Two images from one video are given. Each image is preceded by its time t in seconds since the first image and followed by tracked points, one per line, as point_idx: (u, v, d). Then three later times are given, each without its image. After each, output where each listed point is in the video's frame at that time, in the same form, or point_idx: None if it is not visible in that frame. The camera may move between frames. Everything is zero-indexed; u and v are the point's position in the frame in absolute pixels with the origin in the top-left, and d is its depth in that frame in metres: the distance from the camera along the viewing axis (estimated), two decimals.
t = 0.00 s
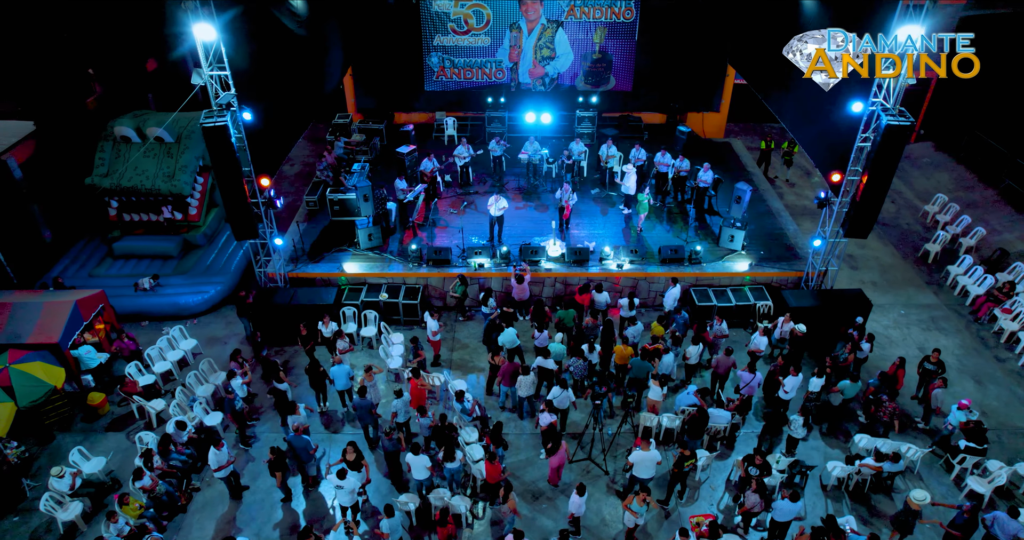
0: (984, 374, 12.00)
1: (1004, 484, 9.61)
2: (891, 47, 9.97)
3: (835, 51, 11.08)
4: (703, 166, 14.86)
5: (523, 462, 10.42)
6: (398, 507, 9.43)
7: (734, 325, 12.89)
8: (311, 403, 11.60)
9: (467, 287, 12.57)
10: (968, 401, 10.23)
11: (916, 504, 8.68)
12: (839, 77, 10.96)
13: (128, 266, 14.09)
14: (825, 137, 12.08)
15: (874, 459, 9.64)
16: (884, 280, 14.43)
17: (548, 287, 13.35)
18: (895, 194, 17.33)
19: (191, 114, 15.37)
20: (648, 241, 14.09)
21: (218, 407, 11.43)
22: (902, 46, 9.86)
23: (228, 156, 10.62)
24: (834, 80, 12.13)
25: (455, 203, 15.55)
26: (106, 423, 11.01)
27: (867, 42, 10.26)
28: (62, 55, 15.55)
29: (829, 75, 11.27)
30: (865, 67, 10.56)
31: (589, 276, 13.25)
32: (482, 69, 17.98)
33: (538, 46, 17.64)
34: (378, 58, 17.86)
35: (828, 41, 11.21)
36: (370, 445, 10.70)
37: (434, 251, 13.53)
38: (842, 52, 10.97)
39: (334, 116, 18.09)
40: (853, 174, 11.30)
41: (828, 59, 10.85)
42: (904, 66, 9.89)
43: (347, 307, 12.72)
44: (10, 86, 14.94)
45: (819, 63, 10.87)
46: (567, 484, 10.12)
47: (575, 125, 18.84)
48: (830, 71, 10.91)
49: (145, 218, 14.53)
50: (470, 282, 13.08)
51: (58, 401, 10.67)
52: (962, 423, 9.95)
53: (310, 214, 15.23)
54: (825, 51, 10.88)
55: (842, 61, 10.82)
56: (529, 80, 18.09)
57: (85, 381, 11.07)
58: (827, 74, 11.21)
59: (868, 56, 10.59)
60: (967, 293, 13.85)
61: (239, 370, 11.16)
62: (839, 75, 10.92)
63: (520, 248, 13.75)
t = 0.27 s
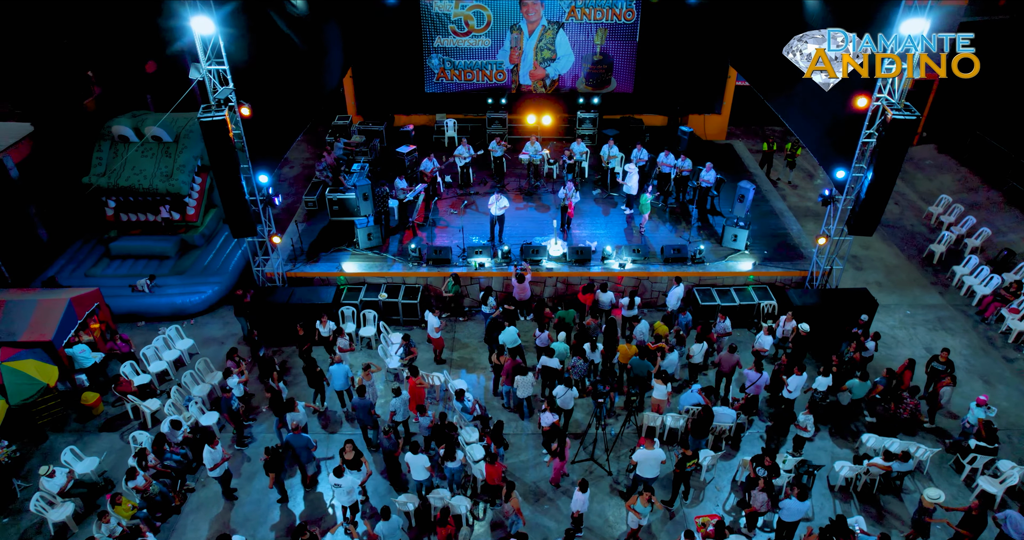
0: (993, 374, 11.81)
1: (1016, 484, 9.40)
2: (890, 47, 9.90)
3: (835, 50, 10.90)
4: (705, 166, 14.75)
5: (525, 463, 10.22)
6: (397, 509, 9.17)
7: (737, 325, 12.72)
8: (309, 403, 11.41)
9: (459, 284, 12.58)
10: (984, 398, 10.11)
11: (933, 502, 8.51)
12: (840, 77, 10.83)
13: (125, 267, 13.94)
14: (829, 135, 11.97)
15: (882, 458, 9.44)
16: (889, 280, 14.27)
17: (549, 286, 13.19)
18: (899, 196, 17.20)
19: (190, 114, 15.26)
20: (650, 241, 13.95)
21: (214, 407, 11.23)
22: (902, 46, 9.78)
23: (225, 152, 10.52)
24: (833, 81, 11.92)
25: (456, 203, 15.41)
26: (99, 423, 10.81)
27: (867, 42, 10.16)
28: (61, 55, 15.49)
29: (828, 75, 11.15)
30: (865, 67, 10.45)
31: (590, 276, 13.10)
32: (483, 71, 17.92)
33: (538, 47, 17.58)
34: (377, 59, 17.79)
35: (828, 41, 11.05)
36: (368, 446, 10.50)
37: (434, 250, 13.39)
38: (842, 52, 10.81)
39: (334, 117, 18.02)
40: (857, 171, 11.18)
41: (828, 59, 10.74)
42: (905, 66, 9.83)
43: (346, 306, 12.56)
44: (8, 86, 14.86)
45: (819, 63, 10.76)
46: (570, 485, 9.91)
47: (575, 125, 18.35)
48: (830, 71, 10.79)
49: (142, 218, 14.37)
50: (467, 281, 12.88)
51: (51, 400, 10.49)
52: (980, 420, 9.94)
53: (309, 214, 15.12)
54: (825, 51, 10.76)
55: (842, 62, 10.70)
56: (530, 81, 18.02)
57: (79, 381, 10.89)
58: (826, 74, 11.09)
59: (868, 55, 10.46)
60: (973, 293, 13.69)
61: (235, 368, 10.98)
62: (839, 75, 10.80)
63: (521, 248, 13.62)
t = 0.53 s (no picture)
0: (1001, 376, 11.63)
1: None
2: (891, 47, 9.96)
3: (835, 51, 10.64)
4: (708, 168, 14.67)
5: (527, 466, 10.02)
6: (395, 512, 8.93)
7: (741, 327, 12.57)
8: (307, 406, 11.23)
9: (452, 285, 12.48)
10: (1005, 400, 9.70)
11: (948, 501, 8.30)
12: (840, 78, 10.54)
13: (122, 269, 13.81)
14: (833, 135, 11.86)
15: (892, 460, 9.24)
16: (894, 283, 14.12)
17: (551, 288, 13.05)
18: (902, 199, 17.07)
19: (189, 116, 15.15)
20: (653, 243, 13.82)
21: (211, 410, 11.05)
22: (903, 47, 9.83)
23: (224, 152, 10.41)
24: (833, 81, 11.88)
25: (457, 206, 15.28)
26: (94, 426, 10.62)
27: (868, 42, 10.09)
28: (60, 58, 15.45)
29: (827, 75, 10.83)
30: (865, 67, 10.29)
31: (593, 277, 12.96)
32: (483, 75, 17.87)
33: (539, 51, 17.52)
34: (378, 63, 17.75)
35: (827, 41, 10.77)
36: (367, 449, 10.31)
37: (434, 252, 13.26)
38: (843, 52, 10.56)
39: (334, 122, 18.03)
40: (862, 170, 11.06)
41: (828, 59, 10.45)
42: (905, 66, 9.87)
43: (345, 308, 12.42)
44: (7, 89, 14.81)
45: (820, 63, 10.44)
46: (572, 488, 9.71)
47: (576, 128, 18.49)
48: (830, 71, 10.49)
49: (140, 221, 14.24)
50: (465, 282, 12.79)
51: (45, 402, 10.32)
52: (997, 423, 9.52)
53: (308, 216, 15.02)
54: (826, 51, 10.48)
55: (843, 61, 10.42)
56: (531, 86, 17.97)
57: (74, 383, 10.72)
58: (826, 74, 10.78)
59: (869, 54, 10.32)
60: (979, 296, 13.53)
61: (232, 370, 10.81)
62: (839, 76, 10.52)
63: (522, 250, 13.48)
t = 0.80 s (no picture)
0: (1010, 380, 11.45)
1: None
2: (890, 47, 10.08)
3: (835, 50, 11.17)
4: (710, 173, 14.58)
5: (528, 471, 9.82)
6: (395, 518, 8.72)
7: (746, 332, 12.39)
8: (304, 410, 11.04)
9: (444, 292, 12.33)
10: None
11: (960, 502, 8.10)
12: (840, 77, 11.03)
13: (120, 274, 13.67)
14: (837, 137, 11.76)
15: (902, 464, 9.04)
16: (899, 288, 13.96)
17: (552, 292, 12.89)
18: (905, 204, 16.95)
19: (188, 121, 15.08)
20: (655, 247, 13.68)
21: (206, 414, 10.85)
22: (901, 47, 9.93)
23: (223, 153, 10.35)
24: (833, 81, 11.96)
25: (457, 211, 15.16)
26: (88, 431, 10.42)
27: (867, 42, 10.36)
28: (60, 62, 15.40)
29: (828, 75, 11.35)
30: (865, 67, 10.53)
31: (595, 281, 12.82)
32: (484, 81, 17.84)
33: (540, 57, 17.48)
34: (378, 69, 17.70)
35: (828, 42, 11.33)
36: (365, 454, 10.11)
37: (434, 255, 13.12)
38: (842, 52, 11.05)
39: (334, 127, 17.99)
40: (867, 171, 10.96)
41: (828, 59, 10.92)
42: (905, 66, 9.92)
43: (344, 312, 12.26)
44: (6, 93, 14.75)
45: (820, 63, 10.94)
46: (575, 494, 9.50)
47: (576, 133, 18.46)
48: (830, 71, 10.99)
49: (138, 225, 14.12)
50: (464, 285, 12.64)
51: (38, 407, 10.14)
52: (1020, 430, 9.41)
53: (307, 221, 14.88)
54: (825, 51, 10.95)
55: (842, 61, 10.90)
56: (531, 91, 17.93)
57: (68, 387, 10.54)
58: (827, 74, 11.29)
59: (869, 55, 10.58)
60: (986, 300, 13.37)
61: (229, 374, 10.63)
62: (839, 75, 11.01)
63: (523, 254, 13.34)
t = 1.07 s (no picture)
0: (1020, 386, 11.26)
1: None
2: (890, 47, 9.85)
3: (835, 51, 10.77)
4: (712, 178, 14.49)
5: (530, 478, 9.62)
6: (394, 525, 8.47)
7: (750, 337, 12.23)
8: (302, 416, 10.86)
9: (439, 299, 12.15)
10: None
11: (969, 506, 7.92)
12: (840, 78, 10.66)
13: (116, 279, 13.53)
14: (841, 140, 11.63)
15: (912, 470, 8.82)
16: (904, 293, 13.80)
17: (554, 298, 12.74)
18: (909, 210, 16.82)
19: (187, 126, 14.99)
20: (657, 252, 13.53)
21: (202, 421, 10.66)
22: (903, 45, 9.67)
23: (219, 154, 10.23)
24: (834, 81, 11.89)
25: (457, 217, 15.03)
26: (81, 437, 10.23)
27: (867, 42, 10.07)
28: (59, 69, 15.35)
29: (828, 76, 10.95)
30: (865, 67, 10.41)
31: (597, 286, 12.66)
32: (485, 88, 17.81)
33: (541, 63, 17.44)
34: (379, 75, 17.67)
35: (827, 41, 10.90)
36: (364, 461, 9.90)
37: (435, 260, 12.97)
38: (843, 52, 10.68)
39: (334, 134, 17.93)
40: (872, 174, 10.79)
41: (828, 59, 10.54)
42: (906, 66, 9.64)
43: (343, 318, 12.11)
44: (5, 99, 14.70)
45: (819, 63, 10.52)
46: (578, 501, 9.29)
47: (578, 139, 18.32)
48: (830, 71, 10.60)
49: (135, 231, 13.98)
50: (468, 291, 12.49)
51: (30, 413, 9.98)
52: None
53: (306, 226, 14.77)
54: (826, 51, 10.57)
55: (842, 61, 10.56)
56: (532, 98, 17.89)
57: (62, 393, 10.36)
58: (826, 75, 10.89)
59: (869, 55, 10.38)
60: (993, 306, 13.20)
61: (226, 379, 10.45)
62: (839, 76, 10.63)
63: (524, 259, 13.20)
